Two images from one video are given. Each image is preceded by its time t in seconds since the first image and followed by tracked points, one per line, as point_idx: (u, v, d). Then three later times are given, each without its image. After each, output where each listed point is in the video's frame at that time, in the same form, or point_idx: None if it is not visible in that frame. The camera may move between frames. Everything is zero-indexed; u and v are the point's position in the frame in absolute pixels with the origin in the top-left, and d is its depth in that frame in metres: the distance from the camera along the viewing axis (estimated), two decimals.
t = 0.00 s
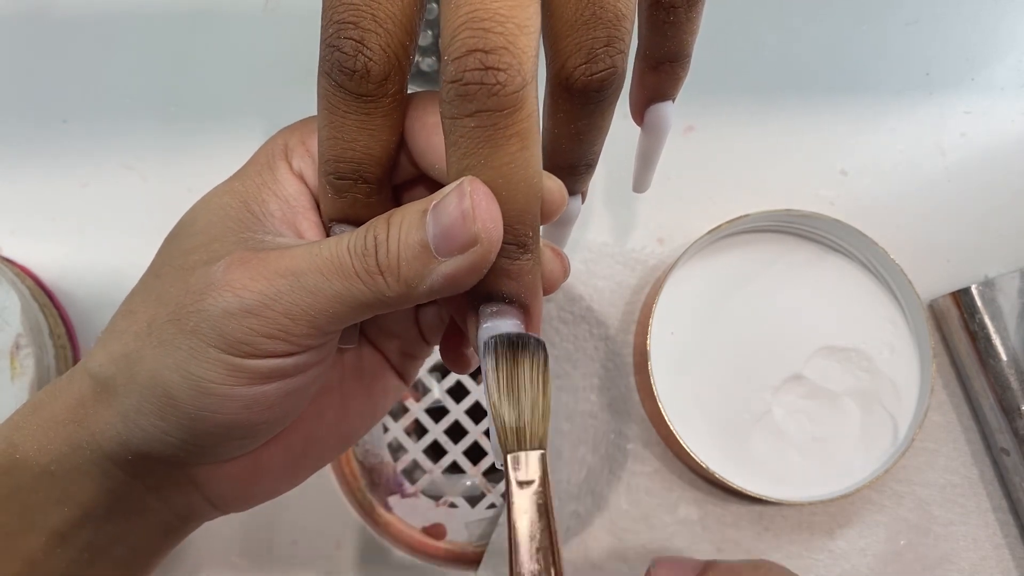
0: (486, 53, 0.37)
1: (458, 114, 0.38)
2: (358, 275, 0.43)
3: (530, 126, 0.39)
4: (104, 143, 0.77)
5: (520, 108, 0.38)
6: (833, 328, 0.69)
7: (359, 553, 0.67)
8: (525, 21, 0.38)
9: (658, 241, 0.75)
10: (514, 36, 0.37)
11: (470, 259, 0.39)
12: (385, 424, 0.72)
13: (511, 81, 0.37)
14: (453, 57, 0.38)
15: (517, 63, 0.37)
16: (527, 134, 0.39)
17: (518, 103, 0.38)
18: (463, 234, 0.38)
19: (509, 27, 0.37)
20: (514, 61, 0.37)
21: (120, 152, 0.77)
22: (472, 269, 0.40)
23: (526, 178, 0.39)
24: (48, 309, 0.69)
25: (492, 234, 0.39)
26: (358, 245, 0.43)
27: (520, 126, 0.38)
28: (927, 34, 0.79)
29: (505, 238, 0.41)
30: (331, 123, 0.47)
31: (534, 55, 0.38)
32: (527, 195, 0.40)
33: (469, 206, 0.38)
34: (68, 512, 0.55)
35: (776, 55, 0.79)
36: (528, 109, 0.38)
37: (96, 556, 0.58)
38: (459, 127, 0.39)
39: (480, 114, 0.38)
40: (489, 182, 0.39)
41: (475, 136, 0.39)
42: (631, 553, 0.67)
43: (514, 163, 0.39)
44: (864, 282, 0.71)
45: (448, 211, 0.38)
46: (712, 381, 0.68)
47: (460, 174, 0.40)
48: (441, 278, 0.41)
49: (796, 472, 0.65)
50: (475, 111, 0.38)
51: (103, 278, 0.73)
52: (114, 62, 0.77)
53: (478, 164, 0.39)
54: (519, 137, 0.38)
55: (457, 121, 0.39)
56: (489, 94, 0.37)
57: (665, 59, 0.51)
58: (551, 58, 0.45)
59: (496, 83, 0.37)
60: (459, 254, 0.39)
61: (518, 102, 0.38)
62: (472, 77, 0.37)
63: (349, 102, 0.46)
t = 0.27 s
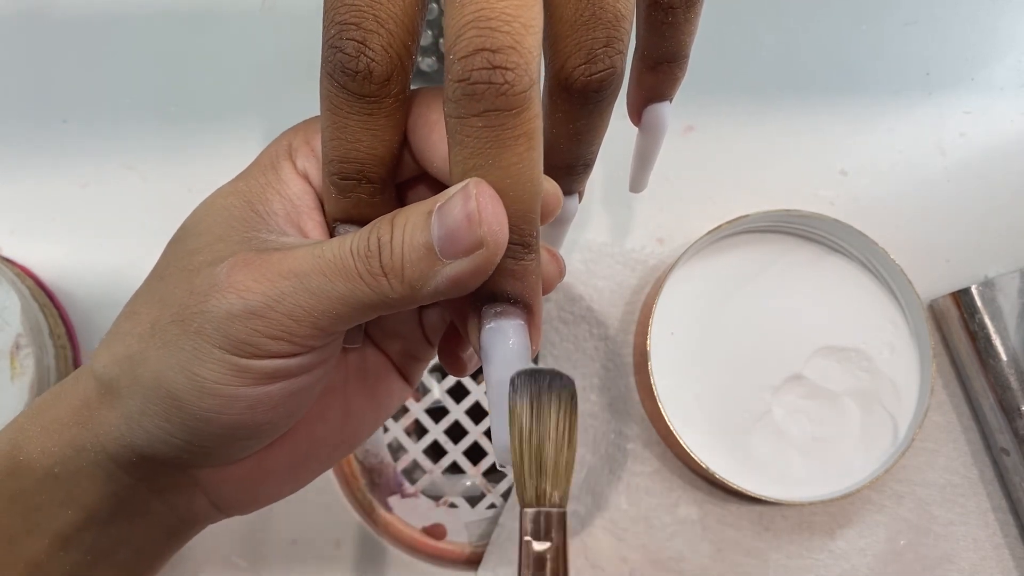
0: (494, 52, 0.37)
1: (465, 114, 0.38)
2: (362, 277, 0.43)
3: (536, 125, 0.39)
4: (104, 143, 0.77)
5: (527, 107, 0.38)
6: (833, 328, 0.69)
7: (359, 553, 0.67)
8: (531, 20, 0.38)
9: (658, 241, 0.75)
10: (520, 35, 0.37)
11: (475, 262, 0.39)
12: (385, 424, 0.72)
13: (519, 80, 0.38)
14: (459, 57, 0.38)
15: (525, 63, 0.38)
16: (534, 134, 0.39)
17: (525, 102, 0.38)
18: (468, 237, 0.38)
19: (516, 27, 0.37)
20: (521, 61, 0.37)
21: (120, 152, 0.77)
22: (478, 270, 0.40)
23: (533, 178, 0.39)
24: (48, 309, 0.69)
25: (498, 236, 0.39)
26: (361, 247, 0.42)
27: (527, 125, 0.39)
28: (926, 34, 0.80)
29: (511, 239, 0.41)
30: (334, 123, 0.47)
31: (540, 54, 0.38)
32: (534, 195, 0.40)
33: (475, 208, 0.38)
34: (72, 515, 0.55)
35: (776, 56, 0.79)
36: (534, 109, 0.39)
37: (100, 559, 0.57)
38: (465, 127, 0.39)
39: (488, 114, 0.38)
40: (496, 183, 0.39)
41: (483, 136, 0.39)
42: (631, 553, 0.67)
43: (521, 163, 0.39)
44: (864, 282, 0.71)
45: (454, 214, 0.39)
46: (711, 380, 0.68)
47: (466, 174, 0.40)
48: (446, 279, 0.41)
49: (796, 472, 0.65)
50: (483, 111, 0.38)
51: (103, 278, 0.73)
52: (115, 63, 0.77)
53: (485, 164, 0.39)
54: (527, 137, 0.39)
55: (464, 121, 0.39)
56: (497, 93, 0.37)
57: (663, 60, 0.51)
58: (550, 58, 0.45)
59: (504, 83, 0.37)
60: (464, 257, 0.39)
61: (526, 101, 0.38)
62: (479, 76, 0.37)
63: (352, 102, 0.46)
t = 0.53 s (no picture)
0: (487, 51, 0.37)
1: (458, 113, 0.38)
2: (360, 279, 0.43)
3: (530, 124, 0.38)
4: (104, 143, 0.77)
5: (521, 106, 0.38)
6: (833, 327, 0.69)
7: (359, 552, 0.67)
8: (525, 18, 0.38)
9: (658, 241, 0.75)
10: (514, 33, 0.37)
11: (468, 266, 0.39)
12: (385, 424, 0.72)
13: (512, 79, 0.37)
14: (453, 56, 0.38)
15: (518, 61, 0.37)
16: (528, 133, 0.38)
17: (518, 101, 0.38)
18: (462, 241, 0.38)
19: (509, 26, 0.37)
20: (514, 59, 0.37)
21: (120, 152, 0.77)
22: (472, 275, 0.40)
23: (528, 179, 0.39)
24: (48, 309, 0.69)
25: (491, 240, 0.39)
26: (359, 249, 0.43)
27: (520, 124, 0.38)
28: (926, 34, 0.80)
29: (507, 240, 0.41)
30: (332, 124, 0.47)
31: (535, 53, 0.38)
32: (528, 196, 0.40)
33: (467, 212, 0.38)
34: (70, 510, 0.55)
35: (775, 56, 0.79)
36: (528, 108, 0.38)
37: (97, 558, 0.57)
38: (459, 126, 0.39)
39: (480, 114, 0.38)
40: (489, 184, 0.39)
41: (476, 136, 0.38)
42: (631, 552, 0.67)
43: (514, 163, 0.39)
44: (864, 282, 0.71)
45: (448, 217, 0.39)
46: (711, 380, 0.68)
47: (460, 173, 0.40)
48: (442, 283, 0.41)
49: (796, 472, 0.65)
50: (475, 110, 0.38)
51: (103, 278, 0.73)
52: (115, 63, 0.77)
53: (478, 164, 0.39)
54: (520, 136, 0.38)
55: (457, 120, 0.39)
56: (489, 92, 0.37)
57: (665, 60, 0.51)
58: (554, 58, 0.45)
59: (496, 82, 0.37)
60: (459, 261, 0.39)
61: (518, 100, 0.38)
62: (472, 75, 0.37)
63: (350, 102, 0.46)
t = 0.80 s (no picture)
0: (478, 52, 0.37)
1: (449, 114, 0.38)
2: (355, 282, 0.43)
3: (521, 125, 0.38)
4: (104, 143, 0.76)
5: (512, 107, 0.38)
6: (832, 328, 0.69)
7: (358, 552, 0.67)
8: (518, 20, 0.38)
9: (658, 242, 0.75)
10: (506, 34, 0.37)
11: (460, 270, 0.39)
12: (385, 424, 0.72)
13: (502, 79, 0.37)
14: (445, 57, 0.38)
15: (508, 62, 0.37)
16: (519, 134, 0.38)
17: (507, 102, 0.38)
18: (453, 245, 0.38)
19: (502, 27, 0.38)
20: (505, 60, 0.37)
21: (120, 152, 0.76)
22: (463, 280, 0.40)
23: (519, 181, 0.39)
24: (48, 309, 0.69)
25: (482, 244, 0.38)
26: (354, 253, 0.43)
27: (510, 125, 0.38)
28: (926, 34, 0.80)
29: (499, 243, 0.41)
30: (330, 125, 0.47)
31: (527, 54, 0.38)
32: (519, 198, 0.39)
33: (458, 216, 0.38)
34: (65, 509, 0.55)
35: (776, 55, 0.79)
36: (518, 109, 0.38)
37: (91, 559, 0.57)
38: (450, 127, 0.39)
39: (470, 114, 0.38)
40: (482, 188, 0.39)
41: (467, 137, 0.38)
42: (631, 553, 0.67)
43: (504, 164, 0.38)
44: (863, 282, 0.71)
45: (440, 220, 0.38)
46: (712, 381, 0.68)
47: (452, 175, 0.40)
48: (435, 286, 0.41)
49: (796, 472, 0.65)
50: (465, 110, 0.38)
51: (103, 278, 0.73)
52: (115, 63, 0.77)
53: (469, 165, 0.39)
54: (510, 137, 0.38)
55: (448, 121, 0.39)
56: (479, 93, 0.37)
57: (668, 63, 0.51)
58: (557, 60, 0.45)
59: (486, 82, 0.37)
60: (451, 266, 0.39)
61: (508, 101, 0.38)
62: (463, 76, 0.37)
63: (348, 103, 0.46)
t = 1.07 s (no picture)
0: (483, 52, 0.37)
1: (454, 114, 0.38)
2: (358, 284, 0.43)
3: (526, 126, 0.38)
4: (104, 143, 0.77)
5: (517, 107, 0.38)
6: (832, 328, 0.69)
7: (358, 552, 0.67)
8: (522, 20, 0.38)
9: (658, 241, 0.75)
10: (510, 34, 0.37)
11: (465, 274, 0.39)
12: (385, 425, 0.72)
13: (508, 79, 0.37)
14: (449, 57, 0.38)
15: (514, 62, 0.37)
16: (524, 134, 0.38)
17: (513, 102, 0.38)
18: (459, 248, 0.38)
19: (507, 27, 0.37)
20: (510, 60, 0.37)
21: (120, 152, 0.77)
22: (468, 282, 0.40)
23: (524, 181, 0.39)
24: (48, 309, 0.69)
25: (487, 247, 0.39)
26: (358, 255, 0.43)
27: (516, 125, 0.38)
28: (925, 35, 0.80)
29: (504, 244, 0.41)
30: (332, 126, 0.47)
31: (531, 54, 0.38)
32: (524, 199, 0.39)
33: (463, 219, 0.38)
34: (68, 510, 0.55)
35: (776, 55, 0.79)
36: (523, 109, 0.38)
37: (97, 557, 0.57)
38: (455, 127, 0.39)
39: (475, 115, 0.38)
40: (487, 188, 0.39)
41: (472, 137, 0.38)
42: (631, 552, 0.67)
43: (510, 164, 0.38)
44: (863, 282, 0.71)
45: (445, 223, 0.39)
46: (712, 380, 0.68)
47: (457, 175, 0.40)
48: (440, 289, 0.41)
49: (796, 472, 0.65)
50: (471, 110, 0.38)
51: (103, 278, 0.73)
52: (116, 63, 0.77)
53: (474, 165, 0.39)
54: (516, 137, 0.38)
55: (452, 121, 0.38)
56: (484, 93, 0.37)
57: (667, 63, 0.51)
58: (556, 60, 0.45)
59: (492, 82, 0.37)
60: (455, 268, 0.39)
61: (514, 101, 0.38)
62: (468, 76, 0.37)
63: (351, 103, 0.46)
